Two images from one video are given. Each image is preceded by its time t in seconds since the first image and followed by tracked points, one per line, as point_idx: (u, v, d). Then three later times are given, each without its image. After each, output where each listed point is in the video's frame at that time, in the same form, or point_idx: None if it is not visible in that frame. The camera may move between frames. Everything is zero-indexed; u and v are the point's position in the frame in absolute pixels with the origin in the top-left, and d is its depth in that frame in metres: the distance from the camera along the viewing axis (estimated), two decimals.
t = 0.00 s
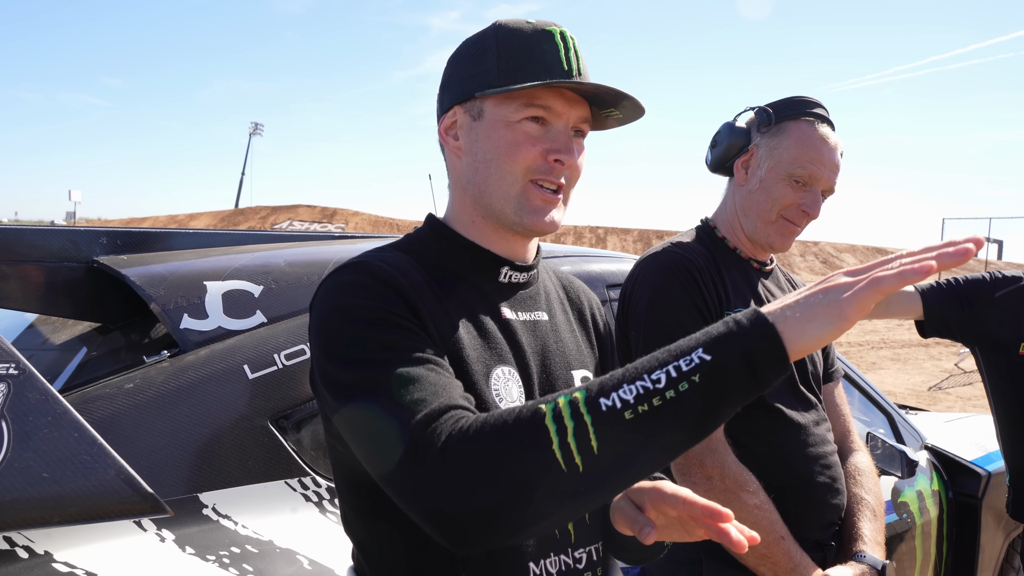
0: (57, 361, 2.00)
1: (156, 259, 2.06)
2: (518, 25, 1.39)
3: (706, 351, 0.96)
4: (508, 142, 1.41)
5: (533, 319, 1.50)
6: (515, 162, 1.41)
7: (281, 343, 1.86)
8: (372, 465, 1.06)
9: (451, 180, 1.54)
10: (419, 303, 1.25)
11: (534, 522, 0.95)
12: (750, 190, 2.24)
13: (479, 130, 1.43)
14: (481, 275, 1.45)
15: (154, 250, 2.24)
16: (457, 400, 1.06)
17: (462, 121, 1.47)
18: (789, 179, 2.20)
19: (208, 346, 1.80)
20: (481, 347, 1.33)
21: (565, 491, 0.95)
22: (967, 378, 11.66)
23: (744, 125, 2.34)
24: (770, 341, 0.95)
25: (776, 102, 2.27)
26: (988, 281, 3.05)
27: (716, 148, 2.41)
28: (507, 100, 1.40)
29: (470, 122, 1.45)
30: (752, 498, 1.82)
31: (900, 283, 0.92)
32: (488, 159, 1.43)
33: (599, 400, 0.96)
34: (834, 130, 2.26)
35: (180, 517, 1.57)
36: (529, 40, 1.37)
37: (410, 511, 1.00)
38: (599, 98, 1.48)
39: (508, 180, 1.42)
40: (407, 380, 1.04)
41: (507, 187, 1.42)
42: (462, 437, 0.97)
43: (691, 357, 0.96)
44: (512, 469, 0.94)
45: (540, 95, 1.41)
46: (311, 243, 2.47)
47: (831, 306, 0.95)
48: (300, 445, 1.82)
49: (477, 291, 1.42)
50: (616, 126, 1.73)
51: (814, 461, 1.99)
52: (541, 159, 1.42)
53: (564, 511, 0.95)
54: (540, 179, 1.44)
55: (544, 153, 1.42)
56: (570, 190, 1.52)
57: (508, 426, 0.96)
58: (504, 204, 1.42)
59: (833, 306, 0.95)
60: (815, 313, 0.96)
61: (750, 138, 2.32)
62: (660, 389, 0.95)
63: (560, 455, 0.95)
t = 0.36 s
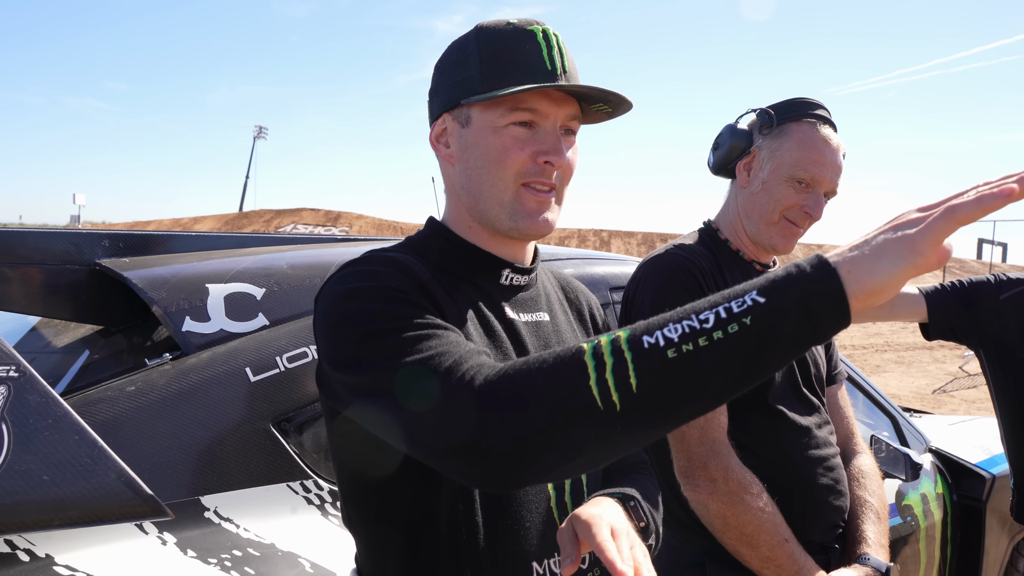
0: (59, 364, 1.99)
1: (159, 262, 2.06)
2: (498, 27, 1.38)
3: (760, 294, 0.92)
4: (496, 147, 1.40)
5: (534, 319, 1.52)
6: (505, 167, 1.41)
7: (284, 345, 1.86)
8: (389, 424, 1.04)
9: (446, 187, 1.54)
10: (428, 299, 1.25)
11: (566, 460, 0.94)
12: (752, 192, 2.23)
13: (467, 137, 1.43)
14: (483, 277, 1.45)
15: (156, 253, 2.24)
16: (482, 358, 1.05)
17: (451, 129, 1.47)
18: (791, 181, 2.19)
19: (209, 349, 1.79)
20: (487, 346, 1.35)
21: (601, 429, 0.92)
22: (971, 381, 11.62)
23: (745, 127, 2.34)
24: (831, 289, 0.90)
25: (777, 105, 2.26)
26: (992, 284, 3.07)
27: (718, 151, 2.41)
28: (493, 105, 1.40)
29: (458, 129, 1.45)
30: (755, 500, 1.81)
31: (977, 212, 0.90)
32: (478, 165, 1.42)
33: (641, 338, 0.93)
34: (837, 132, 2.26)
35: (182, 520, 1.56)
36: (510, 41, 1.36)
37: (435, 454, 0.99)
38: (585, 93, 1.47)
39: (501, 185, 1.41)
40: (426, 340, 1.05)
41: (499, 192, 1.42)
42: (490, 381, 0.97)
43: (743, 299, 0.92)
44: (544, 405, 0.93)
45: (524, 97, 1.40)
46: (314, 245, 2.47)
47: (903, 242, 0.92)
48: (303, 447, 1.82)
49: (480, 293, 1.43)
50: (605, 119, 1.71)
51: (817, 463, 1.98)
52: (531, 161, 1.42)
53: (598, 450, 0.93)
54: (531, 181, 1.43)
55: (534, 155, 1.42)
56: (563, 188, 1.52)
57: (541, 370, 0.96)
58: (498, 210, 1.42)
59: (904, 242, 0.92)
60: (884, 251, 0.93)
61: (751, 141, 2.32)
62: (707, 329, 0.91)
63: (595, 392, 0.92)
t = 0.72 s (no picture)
0: (56, 359, 1.99)
1: (156, 257, 2.06)
2: (470, 22, 1.37)
3: (761, 276, 0.89)
4: (476, 144, 1.40)
5: (532, 314, 1.52)
6: (487, 164, 1.41)
7: (282, 340, 1.86)
8: (390, 407, 1.02)
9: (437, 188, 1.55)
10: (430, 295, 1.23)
11: (567, 443, 0.91)
12: (750, 188, 2.23)
13: (448, 137, 1.43)
14: (481, 272, 1.45)
15: (153, 248, 2.24)
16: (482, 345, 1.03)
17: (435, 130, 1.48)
18: (789, 176, 2.18)
19: (207, 344, 1.79)
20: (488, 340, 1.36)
21: (601, 413, 0.89)
22: (967, 377, 11.65)
23: (742, 123, 2.34)
24: (833, 272, 0.87)
25: (774, 100, 2.27)
26: (989, 279, 3.05)
27: (714, 146, 2.41)
28: (469, 103, 1.39)
29: (441, 129, 1.45)
30: (752, 495, 1.82)
31: (979, 186, 0.86)
32: (461, 165, 1.43)
33: (641, 323, 0.91)
34: (835, 128, 2.26)
35: (180, 515, 1.56)
36: (481, 35, 1.35)
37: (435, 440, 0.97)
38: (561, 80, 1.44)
39: (484, 183, 1.41)
40: (427, 326, 1.04)
41: (482, 190, 1.42)
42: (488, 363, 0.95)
43: (745, 281, 0.89)
44: (543, 388, 0.90)
45: (498, 91, 1.39)
46: (311, 241, 2.46)
47: (906, 220, 0.89)
48: (300, 443, 1.82)
49: (478, 288, 1.43)
50: (590, 104, 1.68)
51: (813, 458, 1.98)
52: (511, 155, 1.41)
53: (596, 434, 0.90)
54: (515, 174, 1.43)
55: (514, 149, 1.41)
56: (549, 178, 1.51)
57: (537, 354, 0.93)
58: (483, 208, 1.43)
59: (905, 221, 0.88)
60: (888, 230, 0.89)
61: (748, 137, 2.32)
62: (707, 311, 0.88)
63: (595, 374, 0.89)
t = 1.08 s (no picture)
0: (60, 364, 2.00)
1: (160, 263, 2.07)
2: (487, 31, 1.41)
3: (629, 329, 1.01)
4: (472, 147, 1.44)
5: (535, 320, 1.52)
6: (478, 167, 1.43)
7: (285, 347, 1.86)
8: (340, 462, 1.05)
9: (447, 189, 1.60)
10: (416, 317, 1.24)
11: (492, 511, 0.95)
12: (746, 193, 2.24)
13: (454, 139, 1.49)
14: (483, 277, 1.46)
15: (156, 253, 2.24)
16: (429, 401, 1.07)
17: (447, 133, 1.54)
18: (784, 180, 2.19)
19: (211, 350, 1.80)
20: (482, 349, 1.36)
21: (516, 476, 0.95)
22: (969, 383, 11.63)
23: (739, 129, 2.36)
24: (685, 314, 1.01)
25: (768, 105, 2.28)
26: (991, 285, 3.05)
27: (713, 154, 2.43)
28: (471, 107, 1.44)
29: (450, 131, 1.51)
30: (756, 500, 1.81)
31: (791, 244, 0.99)
32: (458, 165, 1.47)
33: (536, 386, 0.99)
34: (827, 127, 2.26)
35: (182, 521, 1.56)
36: (491, 44, 1.39)
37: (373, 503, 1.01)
38: (565, 92, 1.44)
39: (473, 184, 1.44)
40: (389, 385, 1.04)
41: (473, 193, 1.44)
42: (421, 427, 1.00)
43: (614, 336, 1.02)
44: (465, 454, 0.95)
45: (499, 97, 1.42)
46: (313, 247, 2.47)
47: (738, 271, 1.03)
48: (304, 448, 1.82)
49: (479, 295, 1.43)
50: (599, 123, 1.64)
51: (817, 463, 1.98)
52: (504, 161, 1.42)
53: (513, 499, 0.96)
54: (506, 181, 1.43)
55: (505, 155, 1.43)
56: (549, 190, 1.49)
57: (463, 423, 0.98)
58: (473, 210, 1.45)
59: (737, 273, 1.02)
60: (721, 281, 1.04)
61: (745, 143, 2.34)
62: (590, 368, 0.99)
63: (506, 443, 0.96)
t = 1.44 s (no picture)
0: (58, 361, 1.99)
1: (158, 259, 2.06)
2: (484, 34, 1.37)
3: (667, 309, 0.98)
4: (481, 158, 1.41)
5: (533, 316, 1.52)
6: (491, 179, 1.41)
7: (284, 343, 1.86)
8: (351, 430, 1.05)
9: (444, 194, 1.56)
10: (419, 308, 1.25)
11: (503, 481, 0.95)
12: (746, 189, 2.24)
13: (456, 147, 1.44)
14: (480, 274, 1.46)
15: (154, 250, 2.24)
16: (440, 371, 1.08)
17: (445, 138, 1.50)
18: (783, 176, 2.19)
19: (209, 346, 1.79)
20: (484, 344, 1.37)
21: (530, 447, 0.95)
22: (966, 381, 11.65)
23: (736, 125, 2.36)
24: (732, 296, 0.97)
25: (766, 102, 2.28)
26: (987, 282, 3.06)
27: (710, 150, 2.42)
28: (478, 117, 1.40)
29: (449, 139, 1.46)
30: (754, 495, 1.82)
31: (858, 229, 0.93)
32: (467, 176, 1.44)
33: (563, 359, 0.98)
34: (826, 124, 2.26)
35: (182, 516, 1.56)
36: (495, 52, 1.36)
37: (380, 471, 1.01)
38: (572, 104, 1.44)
39: (485, 196, 1.42)
40: (398, 356, 1.06)
41: (486, 204, 1.43)
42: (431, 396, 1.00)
43: (654, 314, 0.99)
44: (478, 423, 0.95)
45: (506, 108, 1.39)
46: (311, 243, 2.47)
47: (795, 255, 0.97)
48: (303, 444, 1.82)
49: (476, 291, 1.44)
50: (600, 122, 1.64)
51: (815, 459, 1.99)
52: (515, 172, 1.41)
53: (527, 470, 0.95)
54: (518, 190, 1.43)
55: (518, 167, 1.41)
56: (557, 191, 1.50)
57: (481, 393, 0.97)
58: (487, 220, 1.44)
59: (794, 255, 0.97)
60: (778, 264, 0.99)
61: (743, 139, 2.34)
62: (622, 345, 0.97)
63: (524, 413, 0.95)
